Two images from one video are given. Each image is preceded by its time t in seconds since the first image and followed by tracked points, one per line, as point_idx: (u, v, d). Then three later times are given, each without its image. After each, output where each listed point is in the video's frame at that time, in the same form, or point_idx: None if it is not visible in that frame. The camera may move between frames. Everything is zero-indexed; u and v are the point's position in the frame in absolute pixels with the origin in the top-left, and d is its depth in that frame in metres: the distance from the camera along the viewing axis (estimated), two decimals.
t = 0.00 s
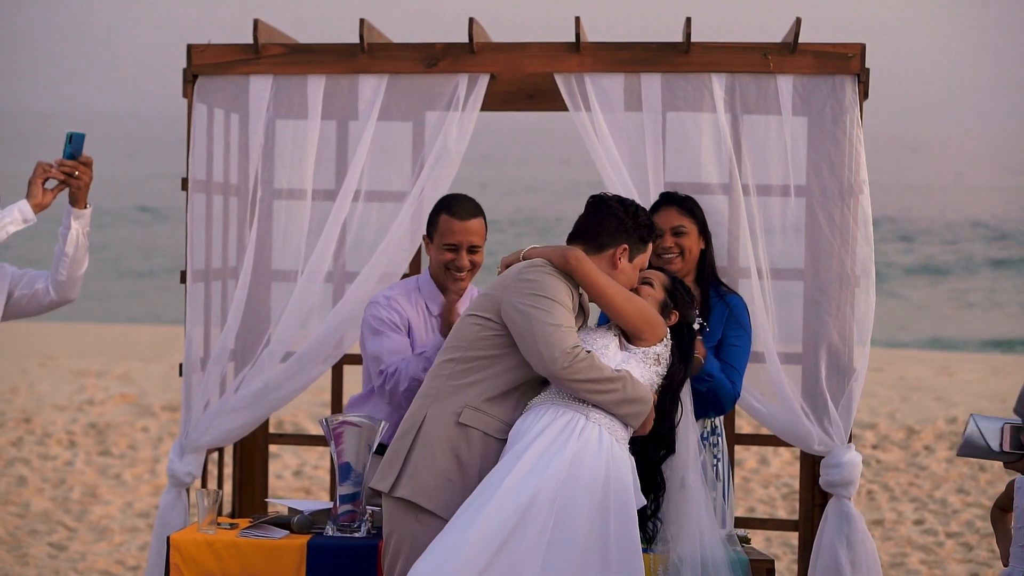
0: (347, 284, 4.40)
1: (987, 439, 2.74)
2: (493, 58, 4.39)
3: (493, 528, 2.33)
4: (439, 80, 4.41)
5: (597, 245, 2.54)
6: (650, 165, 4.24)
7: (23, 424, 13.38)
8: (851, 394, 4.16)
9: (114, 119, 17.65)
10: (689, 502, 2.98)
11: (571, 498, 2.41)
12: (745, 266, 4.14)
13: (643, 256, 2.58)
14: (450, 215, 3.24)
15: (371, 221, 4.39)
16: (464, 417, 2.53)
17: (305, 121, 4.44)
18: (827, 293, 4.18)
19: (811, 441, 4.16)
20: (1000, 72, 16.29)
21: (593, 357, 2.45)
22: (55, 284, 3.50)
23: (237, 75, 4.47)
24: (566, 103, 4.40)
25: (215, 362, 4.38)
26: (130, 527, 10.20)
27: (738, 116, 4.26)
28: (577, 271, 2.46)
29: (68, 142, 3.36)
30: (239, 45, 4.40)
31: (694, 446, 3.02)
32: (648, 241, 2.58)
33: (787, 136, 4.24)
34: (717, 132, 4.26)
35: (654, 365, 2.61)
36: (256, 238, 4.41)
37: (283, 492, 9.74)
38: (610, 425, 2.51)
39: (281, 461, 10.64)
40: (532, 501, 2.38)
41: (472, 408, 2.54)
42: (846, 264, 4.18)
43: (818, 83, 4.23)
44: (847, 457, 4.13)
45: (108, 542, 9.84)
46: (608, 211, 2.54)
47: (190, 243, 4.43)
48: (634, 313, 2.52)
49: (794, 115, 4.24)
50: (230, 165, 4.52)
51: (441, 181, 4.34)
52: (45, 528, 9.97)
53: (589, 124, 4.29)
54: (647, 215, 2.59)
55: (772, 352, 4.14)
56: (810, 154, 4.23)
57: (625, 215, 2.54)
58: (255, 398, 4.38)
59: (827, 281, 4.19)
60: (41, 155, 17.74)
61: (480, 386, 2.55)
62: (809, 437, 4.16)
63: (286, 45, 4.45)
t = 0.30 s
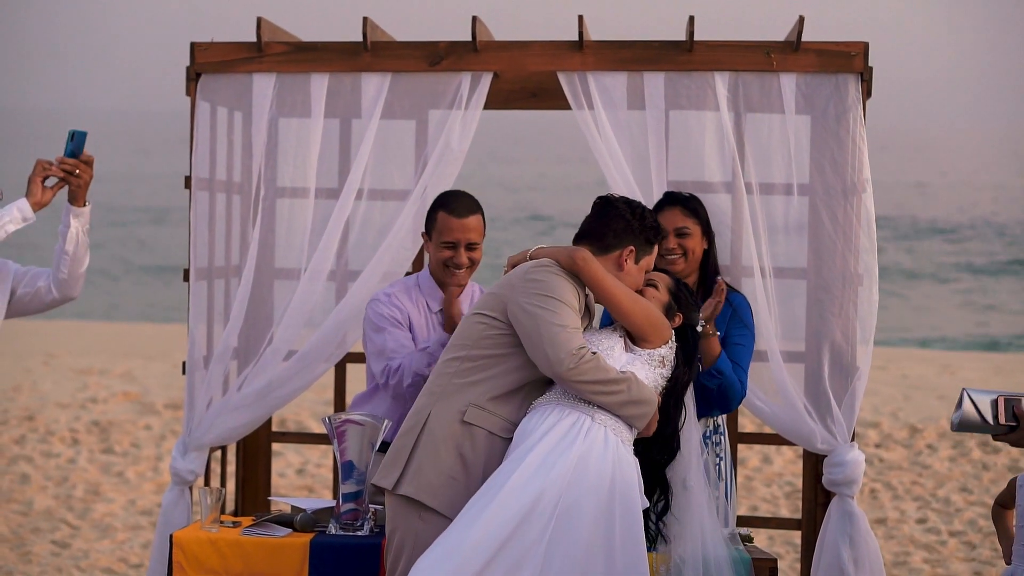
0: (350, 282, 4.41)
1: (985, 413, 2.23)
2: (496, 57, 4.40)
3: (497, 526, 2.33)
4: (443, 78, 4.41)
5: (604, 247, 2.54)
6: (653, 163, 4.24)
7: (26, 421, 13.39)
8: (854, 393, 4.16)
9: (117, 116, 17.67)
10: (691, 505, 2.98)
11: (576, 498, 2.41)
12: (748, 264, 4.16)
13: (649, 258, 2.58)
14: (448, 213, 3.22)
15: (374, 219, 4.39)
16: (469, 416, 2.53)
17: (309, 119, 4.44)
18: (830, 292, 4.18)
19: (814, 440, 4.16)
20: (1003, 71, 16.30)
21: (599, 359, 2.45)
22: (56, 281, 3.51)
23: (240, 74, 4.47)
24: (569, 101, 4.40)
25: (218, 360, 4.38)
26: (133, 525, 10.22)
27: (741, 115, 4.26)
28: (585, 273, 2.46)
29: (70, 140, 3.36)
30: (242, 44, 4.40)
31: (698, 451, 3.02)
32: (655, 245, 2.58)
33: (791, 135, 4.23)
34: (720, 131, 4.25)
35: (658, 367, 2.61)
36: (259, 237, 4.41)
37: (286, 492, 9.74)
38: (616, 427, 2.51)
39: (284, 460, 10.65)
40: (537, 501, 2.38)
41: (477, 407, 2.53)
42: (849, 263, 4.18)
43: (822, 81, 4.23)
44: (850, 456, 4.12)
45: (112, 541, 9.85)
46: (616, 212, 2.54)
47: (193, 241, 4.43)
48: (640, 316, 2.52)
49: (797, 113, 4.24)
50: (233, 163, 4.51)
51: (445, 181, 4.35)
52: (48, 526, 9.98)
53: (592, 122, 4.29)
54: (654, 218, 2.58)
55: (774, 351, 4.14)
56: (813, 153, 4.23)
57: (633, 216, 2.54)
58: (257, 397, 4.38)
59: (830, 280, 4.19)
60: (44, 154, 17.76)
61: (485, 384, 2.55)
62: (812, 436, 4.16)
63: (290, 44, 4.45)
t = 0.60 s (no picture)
0: (353, 287, 4.40)
1: (1001, 381, 2.35)
2: (499, 61, 4.40)
3: (501, 527, 2.33)
4: (446, 83, 4.41)
5: (608, 250, 2.54)
6: (656, 167, 4.23)
7: (29, 426, 13.40)
8: (858, 398, 4.15)
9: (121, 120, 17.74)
10: (694, 510, 2.97)
11: (578, 501, 2.41)
12: (752, 268, 4.18)
13: (653, 262, 2.58)
14: (447, 214, 3.23)
15: (378, 224, 4.39)
16: (471, 419, 2.52)
17: (312, 124, 4.45)
18: (834, 296, 4.17)
19: (817, 445, 4.16)
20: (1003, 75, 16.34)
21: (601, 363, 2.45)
22: (57, 286, 3.50)
23: (243, 78, 4.48)
24: (572, 105, 4.40)
25: (221, 365, 4.39)
26: (136, 530, 10.22)
27: (744, 119, 4.26)
28: (587, 277, 2.46)
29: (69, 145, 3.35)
30: (246, 49, 4.41)
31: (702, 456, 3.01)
32: (658, 249, 2.58)
33: (794, 140, 4.23)
34: (723, 136, 4.25)
35: (661, 374, 2.60)
36: (262, 242, 4.41)
37: (290, 497, 9.73)
38: (618, 432, 2.50)
39: (287, 465, 10.66)
40: (540, 504, 2.38)
41: (479, 411, 2.53)
42: (852, 267, 4.17)
43: (825, 86, 4.23)
44: (854, 461, 4.11)
45: (115, 546, 9.85)
46: (619, 217, 2.54)
47: (197, 246, 4.44)
48: (644, 320, 2.52)
49: (800, 118, 4.23)
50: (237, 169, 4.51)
51: (449, 185, 4.34)
52: (51, 531, 9.96)
53: (596, 127, 4.29)
54: (658, 222, 2.58)
55: (778, 356, 4.13)
56: (816, 158, 4.23)
57: (637, 221, 2.54)
58: (260, 402, 4.38)
59: (834, 284, 4.18)
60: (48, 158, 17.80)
61: (488, 388, 2.55)
62: (816, 441, 4.16)
63: (293, 48, 4.45)
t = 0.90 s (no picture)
0: (356, 287, 4.41)
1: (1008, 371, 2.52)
2: (503, 62, 4.38)
3: (502, 529, 2.33)
4: (449, 83, 4.41)
5: (607, 248, 2.54)
6: (659, 167, 4.23)
7: (32, 426, 13.41)
8: (861, 398, 4.14)
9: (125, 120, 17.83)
10: (698, 509, 2.97)
11: (579, 500, 2.40)
12: (755, 269, 4.15)
13: (652, 259, 2.58)
14: (440, 207, 3.31)
15: (381, 225, 4.39)
16: (472, 419, 2.52)
17: (315, 124, 4.45)
18: (837, 297, 4.17)
19: (821, 445, 4.15)
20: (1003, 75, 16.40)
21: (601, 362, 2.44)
22: (56, 285, 3.50)
23: (245, 79, 4.47)
24: (575, 106, 4.40)
25: (224, 365, 4.39)
26: (139, 531, 10.22)
27: (748, 120, 4.25)
28: (587, 276, 2.45)
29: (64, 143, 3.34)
30: (248, 49, 4.41)
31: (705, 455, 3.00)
32: (657, 246, 2.57)
33: (797, 140, 4.23)
34: (727, 137, 4.25)
35: (663, 373, 2.60)
36: (265, 242, 4.41)
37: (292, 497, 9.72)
38: (620, 431, 2.49)
39: (290, 465, 10.65)
40: (542, 504, 2.37)
41: (480, 411, 2.53)
42: (856, 267, 4.16)
43: (829, 86, 4.22)
44: (858, 462, 4.10)
45: (118, 546, 9.85)
46: (617, 214, 2.54)
47: (201, 247, 4.44)
48: (644, 317, 2.52)
49: (803, 118, 4.23)
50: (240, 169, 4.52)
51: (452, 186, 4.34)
52: (54, 531, 9.93)
53: (599, 127, 4.29)
54: (657, 218, 2.58)
55: (781, 357, 4.13)
56: (820, 158, 4.22)
57: (635, 218, 2.54)
58: (262, 403, 4.38)
59: (837, 285, 4.17)
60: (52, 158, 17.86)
61: (489, 389, 2.54)
62: (819, 442, 4.15)
63: (295, 49, 4.45)
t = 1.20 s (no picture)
0: (358, 285, 4.41)
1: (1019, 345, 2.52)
2: (505, 60, 4.38)
3: (501, 526, 2.33)
4: (451, 82, 4.41)
5: (601, 240, 2.53)
6: (662, 164, 4.23)
7: (35, 424, 13.42)
8: (863, 396, 4.14)
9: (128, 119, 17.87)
10: (699, 503, 2.98)
11: (578, 496, 2.40)
12: (756, 268, 4.15)
13: (648, 249, 2.57)
14: (447, 207, 3.29)
15: (383, 223, 4.39)
16: (471, 417, 2.52)
17: (316, 122, 4.45)
18: (839, 295, 4.17)
19: (822, 444, 4.15)
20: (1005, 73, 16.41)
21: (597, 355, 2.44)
22: (52, 280, 3.50)
23: (247, 77, 4.47)
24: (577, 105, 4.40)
25: (226, 363, 4.39)
26: (141, 529, 10.25)
27: (750, 118, 4.25)
28: (581, 269, 2.45)
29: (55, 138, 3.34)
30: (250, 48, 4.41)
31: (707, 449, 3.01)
32: (652, 237, 2.57)
33: (800, 138, 4.22)
34: (729, 135, 4.24)
35: (660, 365, 2.60)
36: (267, 240, 4.41)
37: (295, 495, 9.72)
38: (617, 425, 2.50)
39: (292, 463, 10.66)
40: (541, 501, 2.37)
41: (479, 409, 2.53)
42: (858, 265, 4.16)
43: (831, 85, 4.22)
44: (859, 460, 4.10)
45: (120, 544, 9.87)
46: (611, 206, 2.53)
47: (202, 244, 4.44)
48: (640, 309, 2.52)
49: (805, 116, 4.23)
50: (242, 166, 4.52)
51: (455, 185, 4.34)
52: (57, 529, 9.93)
53: (601, 125, 4.29)
54: (651, 209, 2.57)
55: (782, 354, 4.13)
56: (822, 156, 4.22)
57: (630, 209, 2.53)
58: (263, 401, 4.38)
59: (839, 282, 4.17)
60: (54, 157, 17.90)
61: (487, 387, 2.55)
62: (821, 439, 4.15)
63: (297, 47, 4.45)
